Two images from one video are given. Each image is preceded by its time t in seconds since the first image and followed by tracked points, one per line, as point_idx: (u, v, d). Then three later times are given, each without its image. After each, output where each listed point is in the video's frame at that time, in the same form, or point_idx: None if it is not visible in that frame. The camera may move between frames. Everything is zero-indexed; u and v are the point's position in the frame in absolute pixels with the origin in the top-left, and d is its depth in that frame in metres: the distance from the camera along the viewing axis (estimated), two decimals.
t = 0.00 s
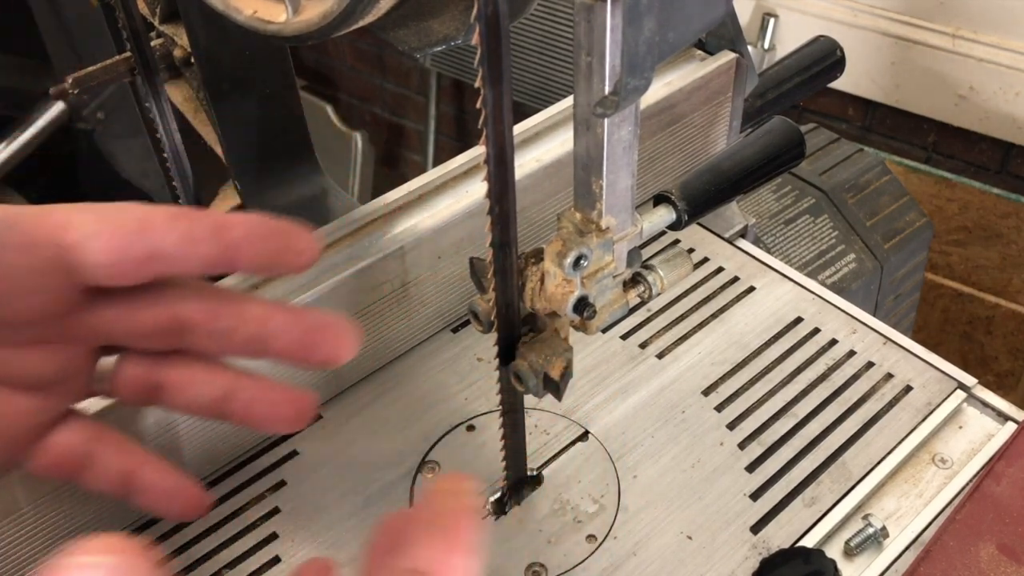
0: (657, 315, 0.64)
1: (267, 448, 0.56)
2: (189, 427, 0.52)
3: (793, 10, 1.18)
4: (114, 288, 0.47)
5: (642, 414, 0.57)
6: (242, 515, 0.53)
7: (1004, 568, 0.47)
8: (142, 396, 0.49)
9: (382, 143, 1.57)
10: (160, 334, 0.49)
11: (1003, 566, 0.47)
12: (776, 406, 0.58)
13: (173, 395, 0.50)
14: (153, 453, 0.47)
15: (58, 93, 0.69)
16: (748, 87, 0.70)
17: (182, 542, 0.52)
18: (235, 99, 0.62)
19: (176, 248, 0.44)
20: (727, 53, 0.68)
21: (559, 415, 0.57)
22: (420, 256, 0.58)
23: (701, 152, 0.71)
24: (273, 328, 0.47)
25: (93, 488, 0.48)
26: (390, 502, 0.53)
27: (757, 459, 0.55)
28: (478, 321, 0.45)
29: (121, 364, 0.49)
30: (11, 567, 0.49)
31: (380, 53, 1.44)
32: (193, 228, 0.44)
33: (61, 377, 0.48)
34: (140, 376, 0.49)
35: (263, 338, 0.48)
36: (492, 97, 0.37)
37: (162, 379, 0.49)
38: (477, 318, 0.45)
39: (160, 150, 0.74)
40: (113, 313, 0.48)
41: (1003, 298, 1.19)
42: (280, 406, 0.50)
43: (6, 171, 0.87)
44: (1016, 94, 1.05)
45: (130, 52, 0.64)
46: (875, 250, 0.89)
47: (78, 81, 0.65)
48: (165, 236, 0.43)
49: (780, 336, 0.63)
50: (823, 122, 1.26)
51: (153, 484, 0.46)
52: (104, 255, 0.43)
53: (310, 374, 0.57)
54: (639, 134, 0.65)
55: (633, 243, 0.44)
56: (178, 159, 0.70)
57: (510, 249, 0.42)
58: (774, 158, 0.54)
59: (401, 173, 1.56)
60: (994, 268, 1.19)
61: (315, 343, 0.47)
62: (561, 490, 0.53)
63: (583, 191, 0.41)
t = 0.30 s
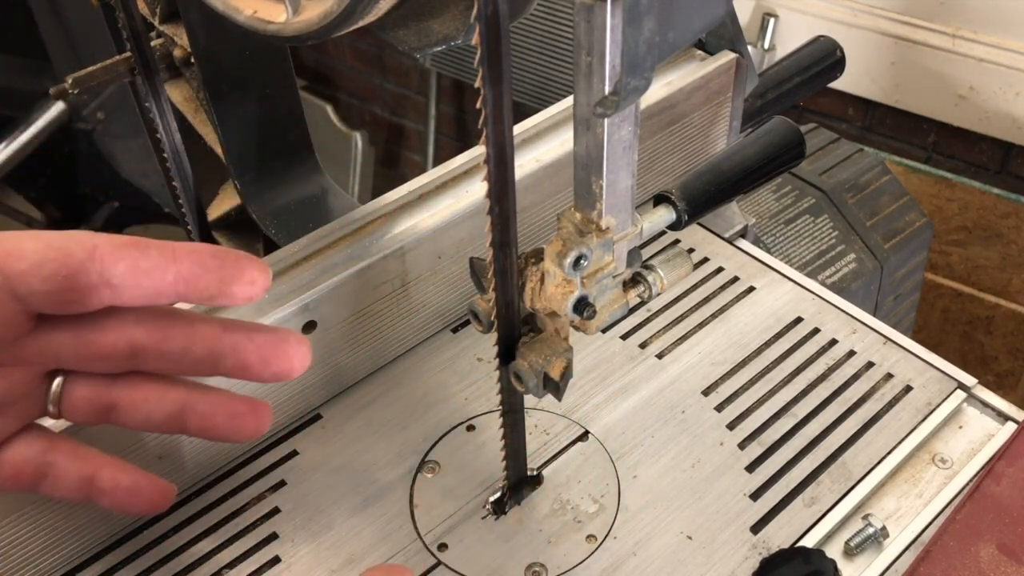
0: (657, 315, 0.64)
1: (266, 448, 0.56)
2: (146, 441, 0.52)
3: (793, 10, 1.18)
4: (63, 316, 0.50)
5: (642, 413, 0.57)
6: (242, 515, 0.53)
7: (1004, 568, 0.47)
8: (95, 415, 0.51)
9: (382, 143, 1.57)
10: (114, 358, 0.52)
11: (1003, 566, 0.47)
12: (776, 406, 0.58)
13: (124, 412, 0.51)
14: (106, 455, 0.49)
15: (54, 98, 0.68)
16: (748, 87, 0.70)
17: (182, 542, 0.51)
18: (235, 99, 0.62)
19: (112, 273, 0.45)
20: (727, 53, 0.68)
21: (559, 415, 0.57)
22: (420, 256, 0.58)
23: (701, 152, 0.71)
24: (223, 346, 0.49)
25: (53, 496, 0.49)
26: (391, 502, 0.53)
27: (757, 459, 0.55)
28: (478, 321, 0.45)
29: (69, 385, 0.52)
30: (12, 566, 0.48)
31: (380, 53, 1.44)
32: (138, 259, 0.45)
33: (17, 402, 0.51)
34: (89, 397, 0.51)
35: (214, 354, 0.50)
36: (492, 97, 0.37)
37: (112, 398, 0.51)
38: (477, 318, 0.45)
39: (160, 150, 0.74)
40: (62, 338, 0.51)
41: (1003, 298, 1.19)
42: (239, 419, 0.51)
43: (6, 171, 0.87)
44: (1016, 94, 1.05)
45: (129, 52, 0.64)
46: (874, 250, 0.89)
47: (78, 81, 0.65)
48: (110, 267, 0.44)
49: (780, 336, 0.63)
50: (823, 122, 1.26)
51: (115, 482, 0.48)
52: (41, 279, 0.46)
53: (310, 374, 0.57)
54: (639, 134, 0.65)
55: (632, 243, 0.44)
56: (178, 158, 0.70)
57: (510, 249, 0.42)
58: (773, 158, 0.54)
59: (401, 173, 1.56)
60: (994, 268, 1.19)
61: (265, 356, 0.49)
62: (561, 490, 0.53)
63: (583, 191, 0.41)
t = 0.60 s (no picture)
0: (657, 315, 0.64)
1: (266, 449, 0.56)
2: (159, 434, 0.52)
3: (793, 10, 1.18)
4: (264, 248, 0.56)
5: (642, 413, 0.57)
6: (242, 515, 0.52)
7: (1004, 568, 0.47)
8: (280, 343, 0.55)
9: (382, 143, 1.57)
10: (303, 285, 0.55)
11: (1003, 566, 0.47)
12: (776, 405, 0.58)
13: (312, 338, 0.54)
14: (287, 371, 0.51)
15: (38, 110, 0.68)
16: (748, 87, 0.70)
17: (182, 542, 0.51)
18: (235, 99, 0.62)
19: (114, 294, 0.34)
20: (727, 53, 0.68)
21: (559, 414, 0.57)
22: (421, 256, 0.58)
23: (701, 152, 0.71)
24: (402, 271, 0.55)
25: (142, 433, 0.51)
26: (390, 502, 0.53)
27: (757, 459, 0.55)
28: (478, 321, 0.45)
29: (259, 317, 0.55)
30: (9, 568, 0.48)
31: (380, 53, 1.44)
32: (330, 193, 0.54)
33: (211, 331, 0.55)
34: (276, 325, 0.55)
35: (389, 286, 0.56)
36: (492, 97, 0.37)
37: (300, 326, 0.54)
38: (477, 318, 0.45)
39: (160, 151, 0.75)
40: (262, 273, 0.56)
41: (1003, 299, 1.19)
42: (405, 331, 0.56)
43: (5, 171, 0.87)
44: (1016, 94, 1.05)
45: (130, 52, 0.64)
46: (874, 250, 0.89)
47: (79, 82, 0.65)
48: (307, 202, 0.54)
49: (780, 336, 0.63)
50: (822, 122, 1.26)
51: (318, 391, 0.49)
52: (253, 210, 0.53)
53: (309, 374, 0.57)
54: (640, 133, 0.65)
55: (632, 243, 0.44)
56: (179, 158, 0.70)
57: (510, 249, 0.42)
58: (774, 157, 0.54)
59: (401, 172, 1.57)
60: (994, 268, 1.19)
61: (427, 278, 0.56)
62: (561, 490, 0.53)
63: (583, 191, 0.41)
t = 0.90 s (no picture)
0: (657, 314, 0.64)
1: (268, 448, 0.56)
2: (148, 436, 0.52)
3: (793, 10, 1.18)
4: (246, 245, 0.55)
5: (642, 413, 0.57)
6: (243, 515, 0.53)
7: (1004, 568, 0.47)
8: (267, 337, 0.56)
9: (382, 143, 1.57)
10: (285, 282, 0.56)
11: (1003, 566, 0.47)
12: (776, 405, 0.58)
13: (296, 333, 0.56)
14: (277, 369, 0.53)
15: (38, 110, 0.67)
16: (748, 87, 0.69)
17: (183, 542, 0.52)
18: (235, 99, 0.62)
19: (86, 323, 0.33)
20: (727, 53, 0.68)
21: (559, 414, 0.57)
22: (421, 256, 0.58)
23: (701, 152, 0.71)
24: (387, 267, 0.56)
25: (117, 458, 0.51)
26: (391, 502, 0.53)
27: (757, 459, 0.55)
28: (478, 321, 0.45)
29: (244, 312, 0.56)
30: (10, 568, 0.48)
31: (380, 53, 1.44)
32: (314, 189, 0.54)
33: (198, 324, 0.56)
34: (264, 321, 0.56)
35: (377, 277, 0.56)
36: (492, 97, 0.37)
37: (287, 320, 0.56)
38: (477, 318, 0.45)
39: (160, 150, 0.75)
40: (244, 269, 0.55)
41: (1004, 299, 1.19)
42: (390, 324, 0.57)
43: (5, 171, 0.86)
44: (1016, 94, 1.05)
45: (130, 52, 0.64)
46: (874, 250, 0.89)
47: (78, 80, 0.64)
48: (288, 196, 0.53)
49: (780, 336, 0.63)
50: (823, 122, 1.26)
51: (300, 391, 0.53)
52: (232, 210, 0.52)
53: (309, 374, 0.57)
54: (640, 133, 0.65)
55: (632, 243, 0.44)
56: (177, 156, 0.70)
57: (510, 250, 0.42)
58: (774, 158, 0.54)
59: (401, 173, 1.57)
60: (994, 268, 1.19)
61: (417, 272, 0.56)
62: (561, 489, 0.53)
63: (583, 191, 0.41)
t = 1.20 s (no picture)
0: (657, 315, 0.64)
1: (268, 448, 0.56)
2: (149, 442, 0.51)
3: (793, 9, 1.18)
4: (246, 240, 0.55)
5: (642, 413, 0.57)
6: (243, 515, 0.52)
7: (1005, 568, 0.47)
8: (269, 327, 0.57)
9: (382, 143, 1.57)
10: (285, 277, 0.56)
11: (1003, 566, 0.47)
12: (776, 405, 0.58)
13: (298, 322, 0.57)
14: (276, 357, 0.54)
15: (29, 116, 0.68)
16: (748, 87, 0.70)
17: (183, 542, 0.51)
18: (235, 99, 0.62)
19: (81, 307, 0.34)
20: (727, 53, 0.68)
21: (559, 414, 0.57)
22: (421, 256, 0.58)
23: (701, 152, 0.71)
24: (387, 263, 0.55)
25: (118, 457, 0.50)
26: (390, 502, 0.53)
27: (757, 459, 0.55)
28: (478, 321, 0.45)
29: (245, 303, 0.57)
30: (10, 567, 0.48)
31: (380, 53, 1.44)
32: (313, 184, 0.52)
33: (198, 318, 0.56)
34: (266, 311, 0.57)
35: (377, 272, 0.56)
36: (492, 97, 0.37)
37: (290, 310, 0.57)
38: (477, 318, 0.45)
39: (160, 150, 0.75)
40: (244, 262, 0.55)
41: (1004, 299, 1.19)
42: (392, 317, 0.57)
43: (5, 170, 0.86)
44: (1016, 94, 1.05)
45: (130, 52, 0.64)
46: (874, 250, 0.89)
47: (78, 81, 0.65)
48: (286, 191, 0.52)
49: (780, 336, 0.63)
50: (823, 122, 1.27)
51: (296, 380, 0.53)
52: (230, 206, 0.52)
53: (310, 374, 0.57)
54: (640, 133, 0.65)
55: (632, 243, 0.44)
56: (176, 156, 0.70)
57: (510, 249, 0.42)
58: (774, 158, 0.54)
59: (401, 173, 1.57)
60: (994, 268, 1.18)
61: (418, 267, 0.55)
62: (561, 489, 0.53)
63: (583, 191, 0.41)
